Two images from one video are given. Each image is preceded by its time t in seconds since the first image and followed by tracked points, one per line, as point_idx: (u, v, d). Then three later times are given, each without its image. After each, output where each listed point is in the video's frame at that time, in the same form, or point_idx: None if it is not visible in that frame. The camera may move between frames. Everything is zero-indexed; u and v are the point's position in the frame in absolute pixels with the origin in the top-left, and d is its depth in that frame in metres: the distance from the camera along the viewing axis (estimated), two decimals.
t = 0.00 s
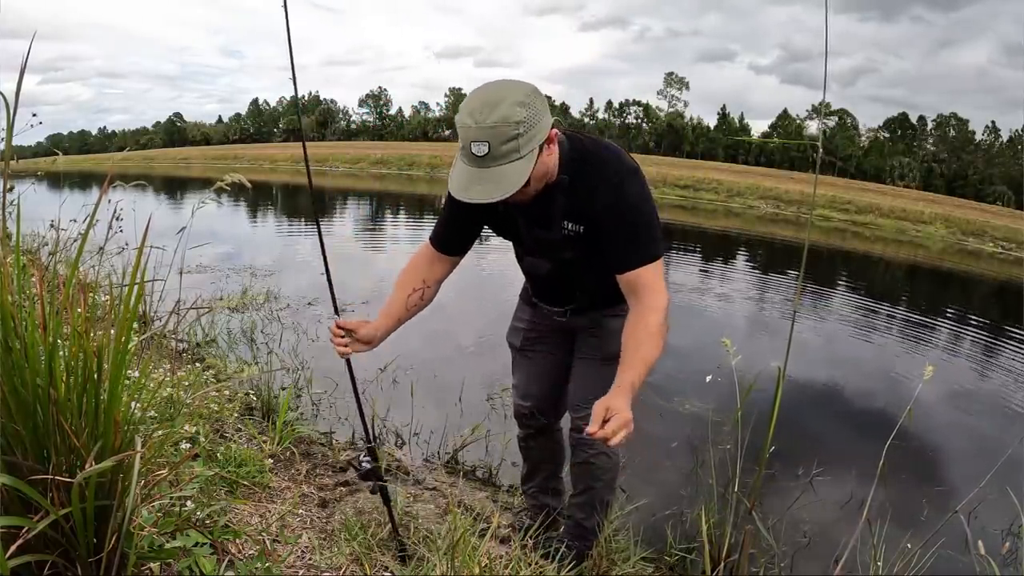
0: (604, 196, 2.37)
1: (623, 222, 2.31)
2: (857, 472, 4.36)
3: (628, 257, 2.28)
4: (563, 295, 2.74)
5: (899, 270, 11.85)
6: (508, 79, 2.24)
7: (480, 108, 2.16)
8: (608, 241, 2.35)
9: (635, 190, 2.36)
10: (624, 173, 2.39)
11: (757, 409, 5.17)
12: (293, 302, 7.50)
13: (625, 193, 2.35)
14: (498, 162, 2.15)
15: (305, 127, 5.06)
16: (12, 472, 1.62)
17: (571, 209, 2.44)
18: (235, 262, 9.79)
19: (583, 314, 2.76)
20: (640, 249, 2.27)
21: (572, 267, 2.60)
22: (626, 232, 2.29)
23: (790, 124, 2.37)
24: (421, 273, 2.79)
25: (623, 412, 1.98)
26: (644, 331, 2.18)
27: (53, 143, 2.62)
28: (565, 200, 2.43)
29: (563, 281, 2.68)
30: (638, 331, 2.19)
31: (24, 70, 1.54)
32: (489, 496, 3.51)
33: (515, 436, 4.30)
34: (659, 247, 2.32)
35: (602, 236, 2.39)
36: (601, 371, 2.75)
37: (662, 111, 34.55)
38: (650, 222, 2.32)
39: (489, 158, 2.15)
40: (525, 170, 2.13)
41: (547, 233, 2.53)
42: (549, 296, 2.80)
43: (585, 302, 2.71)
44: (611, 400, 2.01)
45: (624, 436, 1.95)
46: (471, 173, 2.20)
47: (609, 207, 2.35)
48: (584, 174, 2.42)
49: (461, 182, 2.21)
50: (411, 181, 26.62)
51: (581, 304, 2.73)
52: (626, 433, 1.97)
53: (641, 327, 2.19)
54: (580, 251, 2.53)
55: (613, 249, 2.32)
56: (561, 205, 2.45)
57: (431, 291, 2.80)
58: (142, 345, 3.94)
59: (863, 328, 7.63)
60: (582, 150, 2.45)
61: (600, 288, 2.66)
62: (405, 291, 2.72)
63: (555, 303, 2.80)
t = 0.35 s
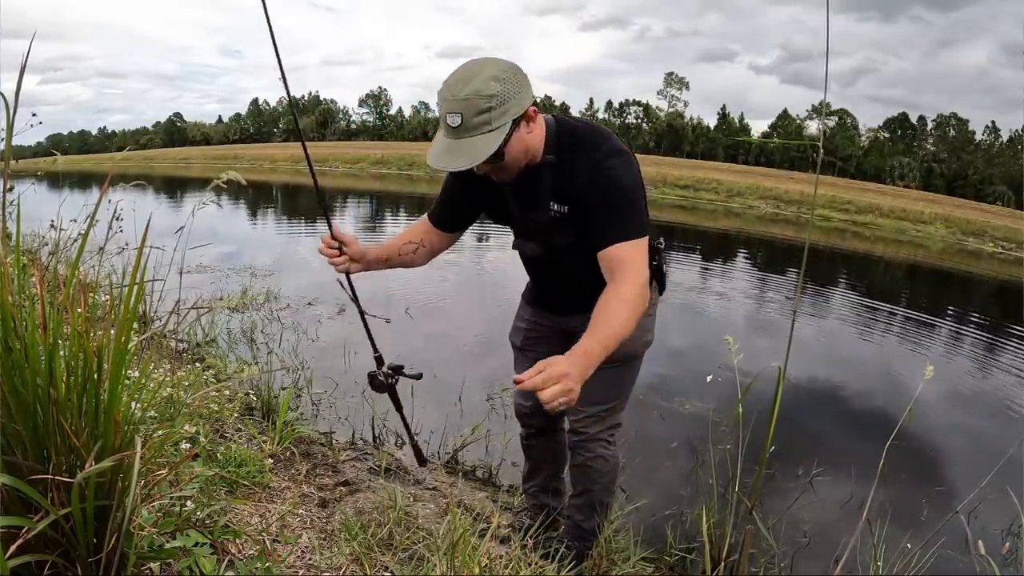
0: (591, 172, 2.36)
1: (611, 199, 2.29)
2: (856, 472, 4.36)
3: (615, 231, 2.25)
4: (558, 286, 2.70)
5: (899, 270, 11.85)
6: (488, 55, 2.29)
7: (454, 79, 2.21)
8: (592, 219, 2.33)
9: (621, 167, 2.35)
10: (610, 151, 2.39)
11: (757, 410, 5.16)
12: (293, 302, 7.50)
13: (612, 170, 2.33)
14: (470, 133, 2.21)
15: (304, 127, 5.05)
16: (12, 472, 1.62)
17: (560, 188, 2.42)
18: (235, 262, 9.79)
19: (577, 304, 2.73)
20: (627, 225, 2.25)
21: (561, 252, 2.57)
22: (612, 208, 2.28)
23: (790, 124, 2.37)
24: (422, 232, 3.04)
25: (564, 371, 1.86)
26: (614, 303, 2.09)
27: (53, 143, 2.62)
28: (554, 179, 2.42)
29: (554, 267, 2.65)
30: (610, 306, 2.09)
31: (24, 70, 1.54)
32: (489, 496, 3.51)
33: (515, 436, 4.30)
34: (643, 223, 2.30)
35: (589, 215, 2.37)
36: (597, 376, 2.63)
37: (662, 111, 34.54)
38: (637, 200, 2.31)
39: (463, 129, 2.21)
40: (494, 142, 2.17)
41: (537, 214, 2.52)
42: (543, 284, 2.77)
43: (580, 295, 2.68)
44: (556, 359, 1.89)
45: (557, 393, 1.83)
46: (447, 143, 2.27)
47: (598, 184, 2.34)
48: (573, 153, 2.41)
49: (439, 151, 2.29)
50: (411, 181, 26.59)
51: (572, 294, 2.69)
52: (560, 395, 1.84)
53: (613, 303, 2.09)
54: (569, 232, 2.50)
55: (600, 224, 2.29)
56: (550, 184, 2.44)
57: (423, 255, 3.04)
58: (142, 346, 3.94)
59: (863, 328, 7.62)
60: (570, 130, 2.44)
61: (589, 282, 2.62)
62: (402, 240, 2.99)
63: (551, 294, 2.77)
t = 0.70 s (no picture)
0: (571, 177, 2.29)
1: (583, 204, 2.21)
2: (856, 472, 4.36)
3: (581, 238, 2.16)
4: (556, 286, 2.70)
5: (899, 270, 11.85)
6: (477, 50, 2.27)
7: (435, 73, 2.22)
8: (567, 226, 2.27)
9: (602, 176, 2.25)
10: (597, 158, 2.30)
11: (757, 410, 5.16)
12: (293, 302, 7.50)
13: (593, 176, 2.25)
14: (446, 126, 2.21)
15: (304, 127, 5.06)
16: (12, 472, 1.62)
17: (544, 190, 2.38)
18: (236, 262, 9.80)
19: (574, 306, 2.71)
20: (594, 235, 2.15)
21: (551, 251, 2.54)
22: (582, 214, 2.20)
23: (790, 124, 2.37)
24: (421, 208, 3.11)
25: (533, 433, 1.96)
26: (575, 338, 2.05)
27: (54, 143, 2.62)
28: (540, 178, 2.38)
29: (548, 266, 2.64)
30: (571, 340, 2.05)
31: (24, 70, 1.54)
32: (489, 496, 3.51)
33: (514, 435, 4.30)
34: (616, 236, 2.19)
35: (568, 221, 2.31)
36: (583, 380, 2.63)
37: (663, 112, 34.54)
38: (614, 211, 2.21)
39: (440, 121, 2.22)
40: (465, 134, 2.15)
41: (526, 212, 2.50)
42: (539, 281, 2.77)
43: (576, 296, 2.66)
44: (524, 422, 1.98)
45: (530, 456, 1.94)
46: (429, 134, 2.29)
47: (575, 188, 2.26)
48: (560, 154, 2.34)
49: (421, 141, 2.31)
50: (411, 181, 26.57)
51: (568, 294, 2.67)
52: (534, 458, 1.95)
53: (573, 337, 2.05)
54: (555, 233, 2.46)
55: (569, 229, 2.23)
56: (537, 183, 2.40)
57: (423, 234, 3.12)
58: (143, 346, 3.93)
59: (863, 328, 7.62)
60: (568, 132, 2.38)
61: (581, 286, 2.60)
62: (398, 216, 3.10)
63: (549, 294, 2.77)
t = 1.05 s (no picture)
0: (559, 194, 2.24)
1: (566, 222, 2.18)
2: (856, 472, 4.36)
3: (567, 262, 2.16)
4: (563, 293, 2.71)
5: (899, 270, 11.85)
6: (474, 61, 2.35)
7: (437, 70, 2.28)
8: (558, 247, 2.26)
9: (590, 192, 2.19)
10: (585, 172, 2.22)
11: (758, 410, 5.16)
12: (293, 302, 7.51)
13: (573, 189, 2.20)
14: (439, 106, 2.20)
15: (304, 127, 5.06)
16: (12, 472, 1.62)
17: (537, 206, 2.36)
18: (236, 262, 9.80)
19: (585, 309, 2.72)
20: (578, 256, 2.14)
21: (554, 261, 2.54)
22: (567, 233, 2.18)
23: (790, 124, 2.38)
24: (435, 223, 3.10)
25: (498, 446, 2.26)
26: (540, 366, 2.19)
27: (54, 143, 2.62)
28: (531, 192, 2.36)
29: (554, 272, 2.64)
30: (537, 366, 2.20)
31: (25, 71, 1.54)
32: (489, 496, 3.51)
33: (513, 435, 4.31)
34: (603, 253, 2.16)
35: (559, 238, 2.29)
36: (591, 383, 2.64)
37: (663, 112, 34.54)
38: (600, 225, 2.16)
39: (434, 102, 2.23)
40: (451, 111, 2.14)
41: (527, 225, 2.50)
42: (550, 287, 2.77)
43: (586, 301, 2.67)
44: (494, 432, 2.29)
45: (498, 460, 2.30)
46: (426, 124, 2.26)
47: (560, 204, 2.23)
48: (546, 166, 2.30)
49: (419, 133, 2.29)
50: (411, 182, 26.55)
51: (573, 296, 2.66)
52: (499, 464, 2.29)
53: (537, 365, 2.20)
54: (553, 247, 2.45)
55: (557, 249, 2.22)
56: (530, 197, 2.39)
57: (437, 244, 3.11)
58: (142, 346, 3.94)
59: (863, 328, 7.62)
60: (552, 139, 2.32)
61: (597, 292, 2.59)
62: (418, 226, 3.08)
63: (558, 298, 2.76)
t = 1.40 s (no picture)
0: (565, 203, 2.23)
1: (573, 231, 2.17)
2: (857, 472, 4.36)
3: (578, 273, 2.16)
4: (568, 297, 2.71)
5: (899, 270, 11.86)
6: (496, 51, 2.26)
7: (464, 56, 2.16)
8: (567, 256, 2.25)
9: (596, 199, 2.17)
10: (591, 178, 2.21)
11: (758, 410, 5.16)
12: (293, 302, 7.51)
13: (580, 197, 2.18)
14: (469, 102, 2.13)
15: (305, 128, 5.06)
16: (11, 472, 1.62)
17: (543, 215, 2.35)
18: (236, 262, 9.81)
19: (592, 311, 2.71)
20: (588, 265, 2.13)
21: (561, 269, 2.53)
22: (574, 243, 2.17)
23: (790, 125, 2.39)
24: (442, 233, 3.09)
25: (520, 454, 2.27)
26: (562, 375, 2.20)
27: (54, 144, 2.62)
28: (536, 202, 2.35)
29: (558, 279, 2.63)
30: (558, 376, 2.21)
31: (24, 71, 1.53)
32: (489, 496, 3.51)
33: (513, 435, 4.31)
34: (611, 260, 2.15)
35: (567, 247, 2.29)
36: (600, 386, 2.64)
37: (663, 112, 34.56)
38: (609, 232, 2.15)
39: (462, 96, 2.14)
40: (490, 116, 2.09)
41: (532, 235, 2.50)
42: (555, 294, 2.76)
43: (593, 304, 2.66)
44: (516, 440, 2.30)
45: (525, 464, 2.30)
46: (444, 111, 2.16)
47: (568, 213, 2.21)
48: (552, 174, 2.30)
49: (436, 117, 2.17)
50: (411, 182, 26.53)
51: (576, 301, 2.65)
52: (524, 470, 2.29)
53: (560, 372, 2.20)
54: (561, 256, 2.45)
55: (566, 259, 2.21)
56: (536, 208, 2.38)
57: (454, 250, 3.09)
58: (142, 346, 3.95)
59: (863, 327, 7.62)
60: (555, 146, 2.32)
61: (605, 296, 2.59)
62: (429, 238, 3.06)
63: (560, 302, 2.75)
